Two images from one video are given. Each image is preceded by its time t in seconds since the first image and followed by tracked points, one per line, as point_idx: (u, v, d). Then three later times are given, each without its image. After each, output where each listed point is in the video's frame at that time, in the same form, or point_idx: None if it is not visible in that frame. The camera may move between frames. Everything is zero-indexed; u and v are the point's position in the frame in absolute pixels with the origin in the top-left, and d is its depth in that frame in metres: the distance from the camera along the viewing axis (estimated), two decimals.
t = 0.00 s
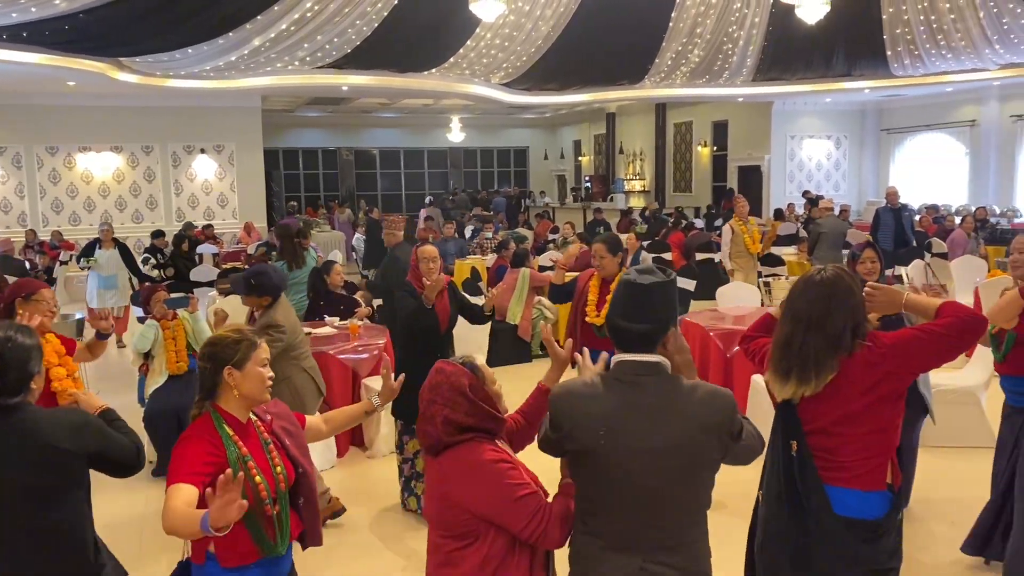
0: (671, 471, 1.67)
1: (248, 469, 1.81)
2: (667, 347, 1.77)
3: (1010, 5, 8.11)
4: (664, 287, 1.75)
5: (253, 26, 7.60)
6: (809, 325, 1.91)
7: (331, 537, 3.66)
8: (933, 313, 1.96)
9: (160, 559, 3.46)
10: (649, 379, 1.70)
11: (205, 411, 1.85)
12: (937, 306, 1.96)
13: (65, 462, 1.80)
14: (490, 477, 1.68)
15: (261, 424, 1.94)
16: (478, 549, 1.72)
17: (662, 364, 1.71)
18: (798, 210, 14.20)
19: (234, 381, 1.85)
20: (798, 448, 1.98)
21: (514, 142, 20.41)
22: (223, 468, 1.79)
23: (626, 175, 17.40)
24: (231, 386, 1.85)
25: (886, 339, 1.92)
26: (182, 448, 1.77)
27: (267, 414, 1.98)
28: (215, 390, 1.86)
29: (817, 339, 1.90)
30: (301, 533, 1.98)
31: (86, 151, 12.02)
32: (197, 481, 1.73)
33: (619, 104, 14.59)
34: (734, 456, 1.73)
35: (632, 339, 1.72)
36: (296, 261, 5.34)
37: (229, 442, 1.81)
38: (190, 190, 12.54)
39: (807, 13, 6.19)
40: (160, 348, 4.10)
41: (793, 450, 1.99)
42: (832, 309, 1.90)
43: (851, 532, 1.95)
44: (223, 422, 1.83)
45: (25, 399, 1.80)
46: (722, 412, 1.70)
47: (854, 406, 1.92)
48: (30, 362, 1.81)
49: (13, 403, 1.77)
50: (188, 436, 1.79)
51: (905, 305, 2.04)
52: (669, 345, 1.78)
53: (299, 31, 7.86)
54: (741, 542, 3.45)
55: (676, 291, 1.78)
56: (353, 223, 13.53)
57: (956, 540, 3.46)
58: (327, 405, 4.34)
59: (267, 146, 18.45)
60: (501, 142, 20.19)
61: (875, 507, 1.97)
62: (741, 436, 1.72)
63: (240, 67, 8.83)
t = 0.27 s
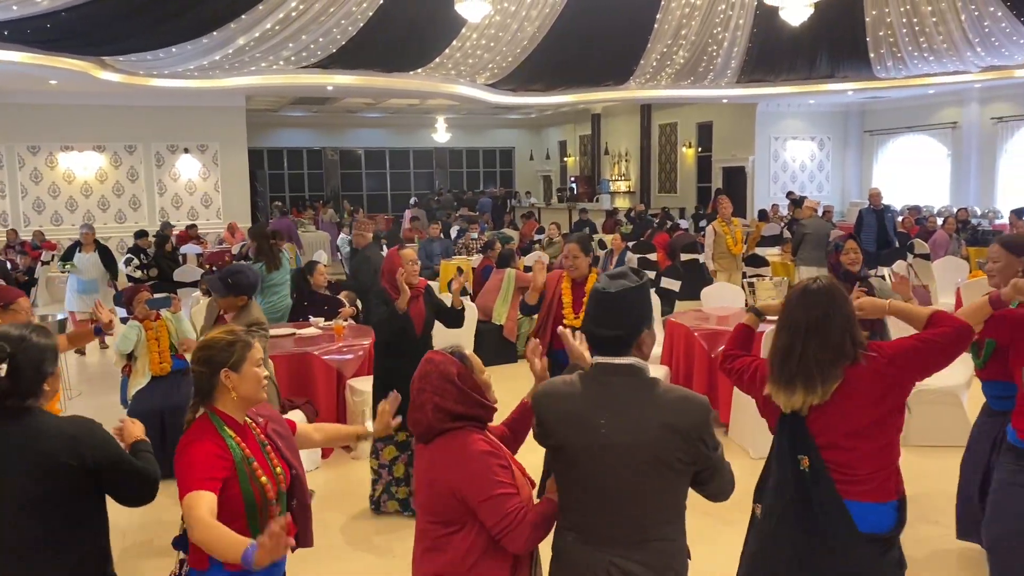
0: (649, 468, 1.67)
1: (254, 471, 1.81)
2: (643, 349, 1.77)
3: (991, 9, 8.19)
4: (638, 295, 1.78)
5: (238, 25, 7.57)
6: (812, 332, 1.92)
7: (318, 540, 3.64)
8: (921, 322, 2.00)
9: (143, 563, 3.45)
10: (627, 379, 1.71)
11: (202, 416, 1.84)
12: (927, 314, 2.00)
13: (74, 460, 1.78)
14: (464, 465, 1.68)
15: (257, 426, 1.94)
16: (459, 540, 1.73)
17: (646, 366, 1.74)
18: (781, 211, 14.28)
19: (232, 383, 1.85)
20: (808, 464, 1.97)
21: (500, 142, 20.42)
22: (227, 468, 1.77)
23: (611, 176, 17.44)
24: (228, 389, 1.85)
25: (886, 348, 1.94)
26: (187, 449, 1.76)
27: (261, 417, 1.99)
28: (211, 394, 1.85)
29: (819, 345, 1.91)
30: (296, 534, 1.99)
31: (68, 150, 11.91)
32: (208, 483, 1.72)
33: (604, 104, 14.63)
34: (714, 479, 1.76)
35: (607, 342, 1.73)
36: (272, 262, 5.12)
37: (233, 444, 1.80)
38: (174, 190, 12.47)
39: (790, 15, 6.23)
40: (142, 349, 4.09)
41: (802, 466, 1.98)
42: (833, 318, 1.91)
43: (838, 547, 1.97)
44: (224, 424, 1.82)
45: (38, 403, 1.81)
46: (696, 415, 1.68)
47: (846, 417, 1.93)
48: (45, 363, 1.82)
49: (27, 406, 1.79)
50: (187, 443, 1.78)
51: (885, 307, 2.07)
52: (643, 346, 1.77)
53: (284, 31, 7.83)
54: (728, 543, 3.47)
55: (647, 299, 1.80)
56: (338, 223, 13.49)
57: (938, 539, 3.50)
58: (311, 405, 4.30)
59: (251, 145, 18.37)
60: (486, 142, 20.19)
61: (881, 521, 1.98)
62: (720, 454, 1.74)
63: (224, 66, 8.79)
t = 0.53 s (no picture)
0: (615, 462, 1.69)
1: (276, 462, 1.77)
2: (614, 337, 1.78)
3: (972, 11, 8.26)
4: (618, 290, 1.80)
5: (221, 24, 7.52)
6: (841, 309, 1.81)
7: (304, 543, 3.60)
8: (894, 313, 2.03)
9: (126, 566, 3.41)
10: (603, 370, 1.73)
11: (205, 417, 1.78)
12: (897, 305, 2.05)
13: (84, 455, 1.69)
14: (431, 445, 1.70)
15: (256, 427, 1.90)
16: (426, 530, 1.72)
17: (618, 359, 1.74)
18: (766, 211, 14.35)
19: (230, 385, 1.79)
20: (867, 442, 1.83)
21: (486, 142, 20.41)
22: (264, 470, 1.72)
23: (597, 176, 17.47)
24: (226, 391, 1.79)
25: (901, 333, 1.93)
26: (222, 452, 1.69)
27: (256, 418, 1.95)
28: (209, 395, 1.78)
29: (851, 320, 1.81)
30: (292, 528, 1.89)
31: (50, 149, 11.78)
32: (260, 489, 1.68)
33: (590, 104, 14.65)
34: (686, 452, 1.63)
35: (575, 333, 1.76)
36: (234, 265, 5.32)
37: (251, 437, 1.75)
38: (157, 190, 12.39)
39: (775, 16, 6.25)
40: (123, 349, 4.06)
41: (862, 444, 1.84)
42: (860, 296, 1.82)
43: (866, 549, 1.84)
44: (238, 421, 1.77)
45: (65, 395, 1.75)
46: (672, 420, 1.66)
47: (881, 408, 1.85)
48: (75, 352, 1.77)
49: (54, 397, 1.73)
50: (203, 443, 1.73)
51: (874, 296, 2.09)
52: (616, 336, 1.77)
53: (268, 29, 7.79)
54: (716, 543, 3.46)
55: (623, 292, 1.82)
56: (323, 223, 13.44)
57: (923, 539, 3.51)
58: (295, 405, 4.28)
59: (235, 145, 18.27)
60: (472, 142, 20.18)
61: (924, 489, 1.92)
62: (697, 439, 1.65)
63: (208, 65, 8.74)
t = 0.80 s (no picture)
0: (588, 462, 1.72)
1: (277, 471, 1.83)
2: (607, 340, 1.78)
3: (953, 13, 8.34)
4: (606, 290, 1.79)
5: (204, 22, 7.48)
6: (867, 319, 1.82)
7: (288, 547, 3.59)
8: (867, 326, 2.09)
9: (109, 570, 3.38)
10: (593, 373, 1.75)
11: (192, 437, 1.78)
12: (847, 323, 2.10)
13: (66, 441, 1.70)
14: (402, 442, 1.70)
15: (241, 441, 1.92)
16: (400, 527, 1.73)
17: (607, 363, 1.76)
18: (749, 211, 14.42)
19: (218, 408, 1.79)
20: (898, 441, 1.75)
21: (471, 141, 20.40)
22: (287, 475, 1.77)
23: (582, 176, 17.50)
24: (214, 413, 1.79)
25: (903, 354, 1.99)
26: (249, 460, 1.73)
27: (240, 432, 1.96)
28: (196, 418, 1.79)
29: (876, 334, 1.81)
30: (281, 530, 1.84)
31: (31, 147, 11.63)
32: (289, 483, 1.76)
33: (575, 104, 14.66)
34: (660, 452, 1.62)
35: (572, 336, 1.78)
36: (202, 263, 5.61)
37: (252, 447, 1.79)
38: (139, 189, 12.31)
39: (758, 17, 6.28)
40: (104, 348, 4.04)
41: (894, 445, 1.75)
42: (880, 305, 1.85)
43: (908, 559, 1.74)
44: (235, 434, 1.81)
45: (56, 391, 1.78)
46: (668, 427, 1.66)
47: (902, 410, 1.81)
48: (68, 350, 1.79)
49: (44, 393, 1.76)
50: (207, 461, 1.74)
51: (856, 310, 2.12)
52: (609, 341, 1.78)
53: (251, 28, 7.76)
54: (701, 544, 3.48)
55: (614, 293, 1.83)
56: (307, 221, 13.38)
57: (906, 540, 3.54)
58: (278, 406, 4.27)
59: (218, 143, 18.16)
60: (457, 141, 20.17)
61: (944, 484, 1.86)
62: (669, 433, 1.65)
63: (190, 63, 8.67)
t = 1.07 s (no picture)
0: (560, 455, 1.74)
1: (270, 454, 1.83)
2: (592, 313, 1.79)
3: (935, 15, 8.40)
4: (588, 269, 1.78)
5: (187, 21, 7.44)
6: (873, 324, 1.92)
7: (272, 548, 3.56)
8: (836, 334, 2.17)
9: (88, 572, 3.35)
10: (575, 351, 1.76)
11: (181, 422, 1.77)
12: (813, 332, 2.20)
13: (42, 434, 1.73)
14: (376, 455, 1.68)
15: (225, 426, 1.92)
16: (372, 539, 1.71)
17: (587, 340, 1.77)
18: (734, 212, 14.47)
19: (207, 395, 1.78)
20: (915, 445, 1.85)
21: (456, 141, 20.39)
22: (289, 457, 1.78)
23: (567, 176, 17.52)
24: (203, 400, 1.78)
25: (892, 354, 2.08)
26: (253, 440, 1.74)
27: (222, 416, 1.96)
28: (185, 405, 1.78)
29: (880, 335, 1.92)
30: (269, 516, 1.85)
31: (11, 147, 11.52)
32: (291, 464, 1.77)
33: (560, 104, 14.67)
34: (595, 429, 1.64)
35: (561, 310, 1.78)
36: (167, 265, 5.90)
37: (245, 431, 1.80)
38: (122, 188, 12.22)
39: (742, 18, 6.30)
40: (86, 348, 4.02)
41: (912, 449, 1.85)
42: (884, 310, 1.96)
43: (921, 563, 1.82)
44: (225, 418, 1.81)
45: (42, 387, 1.84)
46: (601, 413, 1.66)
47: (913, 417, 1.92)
48: (54, 344, 1.85)
49: (30, 388, 1.82)
50: (201, 445, 1.73)
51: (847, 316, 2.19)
52: (593, 315, 1.79)
53: (236, 27, 7.72)
54: (687, 543, 3.48)
55: (599, 271, 1.83)
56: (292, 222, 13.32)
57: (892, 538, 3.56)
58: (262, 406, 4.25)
59: (202, 143, 18.05)
60: (442, 142, 20.15)
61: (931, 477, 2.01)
62: (606, 415, 1.65)
63: (174, 62, 8.62)
